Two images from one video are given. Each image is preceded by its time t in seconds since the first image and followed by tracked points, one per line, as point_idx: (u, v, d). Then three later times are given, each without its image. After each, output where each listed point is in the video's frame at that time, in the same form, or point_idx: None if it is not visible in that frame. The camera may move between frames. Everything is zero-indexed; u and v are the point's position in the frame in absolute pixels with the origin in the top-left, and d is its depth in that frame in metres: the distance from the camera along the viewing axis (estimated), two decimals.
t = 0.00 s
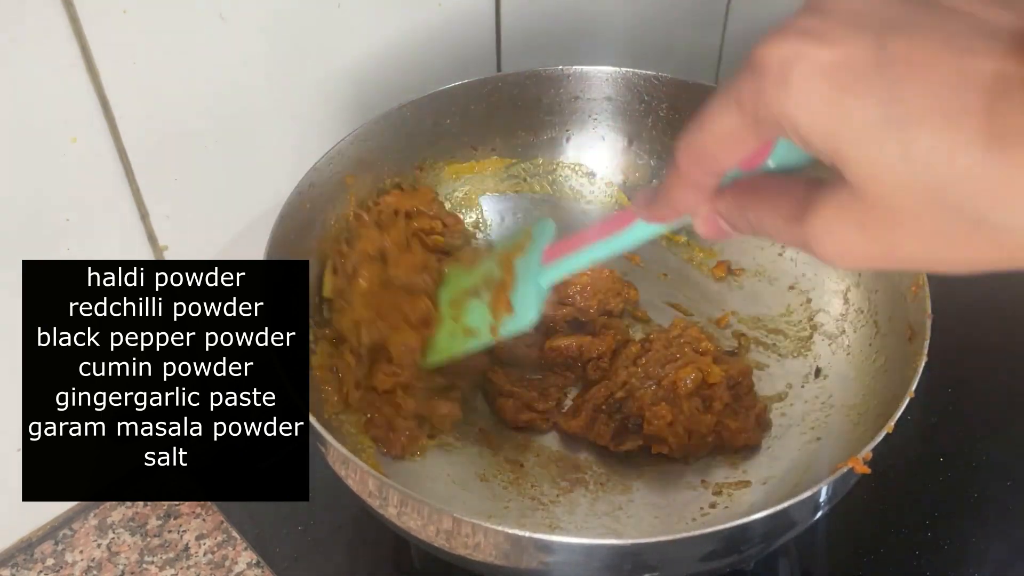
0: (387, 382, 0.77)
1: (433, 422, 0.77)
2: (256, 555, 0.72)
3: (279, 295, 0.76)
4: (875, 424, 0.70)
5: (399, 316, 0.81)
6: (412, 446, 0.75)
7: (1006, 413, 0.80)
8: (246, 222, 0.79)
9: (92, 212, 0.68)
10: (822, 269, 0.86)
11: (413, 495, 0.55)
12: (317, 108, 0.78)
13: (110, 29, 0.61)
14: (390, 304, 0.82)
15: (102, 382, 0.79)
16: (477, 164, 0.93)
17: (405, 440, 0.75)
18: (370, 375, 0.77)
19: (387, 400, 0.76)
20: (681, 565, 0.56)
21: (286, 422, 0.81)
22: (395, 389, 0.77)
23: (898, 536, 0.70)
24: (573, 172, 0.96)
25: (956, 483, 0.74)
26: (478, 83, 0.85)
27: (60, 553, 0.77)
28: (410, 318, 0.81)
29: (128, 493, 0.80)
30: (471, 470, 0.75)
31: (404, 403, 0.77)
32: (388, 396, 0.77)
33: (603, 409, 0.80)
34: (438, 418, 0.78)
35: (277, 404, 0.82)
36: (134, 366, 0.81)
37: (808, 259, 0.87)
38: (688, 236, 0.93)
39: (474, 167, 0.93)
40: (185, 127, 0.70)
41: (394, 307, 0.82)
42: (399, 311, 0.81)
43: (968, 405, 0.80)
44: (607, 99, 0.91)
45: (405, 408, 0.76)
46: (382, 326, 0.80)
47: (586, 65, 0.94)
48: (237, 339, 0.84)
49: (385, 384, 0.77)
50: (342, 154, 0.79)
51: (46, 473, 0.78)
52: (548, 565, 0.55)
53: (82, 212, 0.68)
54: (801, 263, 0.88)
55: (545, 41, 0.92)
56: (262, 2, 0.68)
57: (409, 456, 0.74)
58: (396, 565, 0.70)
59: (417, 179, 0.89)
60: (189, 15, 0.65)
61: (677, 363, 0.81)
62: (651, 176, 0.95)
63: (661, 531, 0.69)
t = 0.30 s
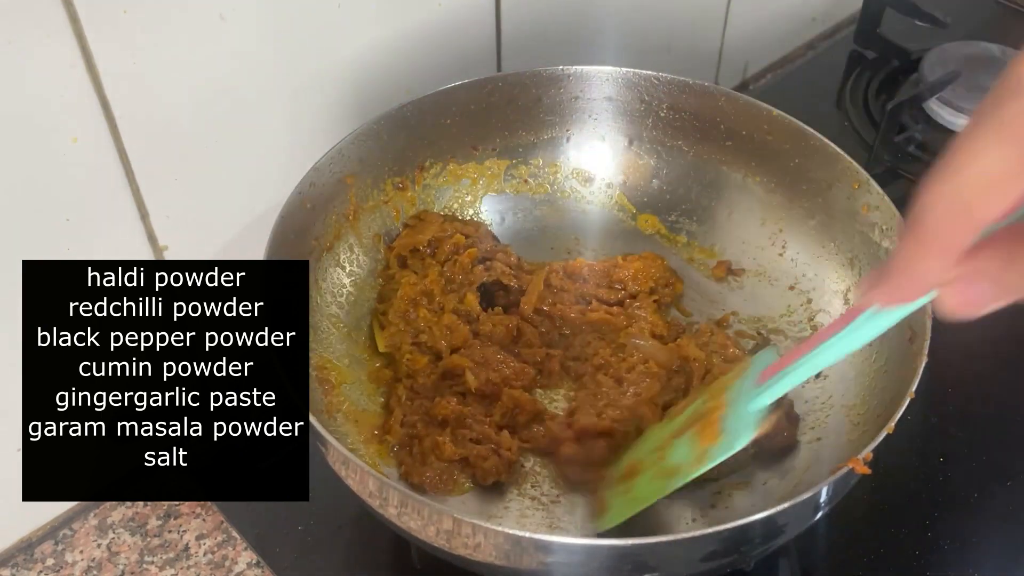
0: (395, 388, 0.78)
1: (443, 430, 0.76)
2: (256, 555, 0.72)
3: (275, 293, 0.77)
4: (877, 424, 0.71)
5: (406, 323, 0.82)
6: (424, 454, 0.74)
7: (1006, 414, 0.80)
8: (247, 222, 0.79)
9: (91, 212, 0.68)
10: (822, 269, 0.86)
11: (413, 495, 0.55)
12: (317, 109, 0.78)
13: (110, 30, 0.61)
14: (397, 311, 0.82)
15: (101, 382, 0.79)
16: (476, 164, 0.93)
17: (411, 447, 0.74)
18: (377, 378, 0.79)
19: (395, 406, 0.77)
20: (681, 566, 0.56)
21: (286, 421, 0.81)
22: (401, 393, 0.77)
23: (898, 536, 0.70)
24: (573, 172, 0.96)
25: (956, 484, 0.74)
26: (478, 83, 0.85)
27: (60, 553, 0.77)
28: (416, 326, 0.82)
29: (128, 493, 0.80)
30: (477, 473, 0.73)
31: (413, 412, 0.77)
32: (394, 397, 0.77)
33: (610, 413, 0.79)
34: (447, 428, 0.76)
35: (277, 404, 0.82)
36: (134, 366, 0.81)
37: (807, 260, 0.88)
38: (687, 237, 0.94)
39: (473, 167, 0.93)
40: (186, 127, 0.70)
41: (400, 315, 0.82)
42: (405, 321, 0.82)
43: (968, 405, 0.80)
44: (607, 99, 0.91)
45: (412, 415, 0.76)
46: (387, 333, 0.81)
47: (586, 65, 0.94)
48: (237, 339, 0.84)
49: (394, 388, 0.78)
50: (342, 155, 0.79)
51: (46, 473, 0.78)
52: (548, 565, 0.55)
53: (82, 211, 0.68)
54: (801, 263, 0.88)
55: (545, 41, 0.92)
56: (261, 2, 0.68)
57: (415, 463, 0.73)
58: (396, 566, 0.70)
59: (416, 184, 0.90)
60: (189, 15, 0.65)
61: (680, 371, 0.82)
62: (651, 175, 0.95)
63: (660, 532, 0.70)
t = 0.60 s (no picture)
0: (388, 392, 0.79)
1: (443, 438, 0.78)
2: (257, 555, 0.72)
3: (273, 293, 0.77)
4: (876, 423, 0.71)
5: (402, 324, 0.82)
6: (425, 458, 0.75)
7: (1006, 414, 0.80)
8: (247, 222, 0.80)
9: (92, 213, 0.68)
10: (822, 269, 0.87)
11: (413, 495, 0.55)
12: (317, 110, 0.79)
13: (111, 30, 0.62)
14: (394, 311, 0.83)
15: (102, 382, 0.79)
16: (476, 164, 0.93)
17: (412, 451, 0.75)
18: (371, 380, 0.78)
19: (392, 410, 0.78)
20: (681, 566, 0.56)
21: (286, 421, 0.81)
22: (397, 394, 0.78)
23: (899, 536, 0.70)
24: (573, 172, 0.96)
25: (957, 484, 0.74)
26: (478, 83, 0.85)
27: (60, 553, 0.77)
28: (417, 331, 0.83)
29: (128, 493, 0.80)
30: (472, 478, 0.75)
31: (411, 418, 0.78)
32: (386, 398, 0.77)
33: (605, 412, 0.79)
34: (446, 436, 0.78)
35: (277, 404, 0.82)
36: (134, 367, 0.81)
37: (807, 260, 0.88)
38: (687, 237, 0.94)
39: (473, 167, 0.93)
40: (186, 127, 0.70)
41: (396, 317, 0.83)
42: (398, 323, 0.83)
43: (968, 405, 0.80)
44: (607, 99, 0.91)
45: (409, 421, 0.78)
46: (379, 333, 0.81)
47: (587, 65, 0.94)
48: (237, 339, 0.83)
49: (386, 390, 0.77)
50: (341, 155, 0.79)
51: (46, 473, 0.78)
52: (548, 565, 0.55)
53: (83, 212, 0.68)
54: (801, 263, 0.88)
55: (546, 41, 0.92)
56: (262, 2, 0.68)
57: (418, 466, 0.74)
58: (395, 566, 0.70)
59: (416, 184, 0.90)
60: (189, 15, 0.65)
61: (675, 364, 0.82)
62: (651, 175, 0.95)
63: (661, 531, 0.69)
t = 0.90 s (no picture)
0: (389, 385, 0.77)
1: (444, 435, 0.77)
2: (256, 555, 0.72)
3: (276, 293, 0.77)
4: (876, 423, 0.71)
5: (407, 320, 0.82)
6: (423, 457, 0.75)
7: (1006, 414, 0.80)
8: (248, 222, 0.79)
9: (92, 212, 0.68)
10: (822, 270, 0.87)
11: (413, 495, 0.55)
12: (318, 110, 0.79)
13: (111, 30, 0.62)
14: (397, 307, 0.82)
15: (101, 382, 0.79)
16: (476, 165, 0.92)
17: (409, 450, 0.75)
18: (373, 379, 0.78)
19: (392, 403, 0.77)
20: (681, 565, 0.56)
21: (286, 422, 0.81)
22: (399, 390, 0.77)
23: (899, 537, 0.70)
24: (573, 172, 0.96)
25: (956, 484, 0.74)
26: (477, 83, 0.85)
27: (60, 553, 0.77)
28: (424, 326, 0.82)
29: (128, 493, 0.80)
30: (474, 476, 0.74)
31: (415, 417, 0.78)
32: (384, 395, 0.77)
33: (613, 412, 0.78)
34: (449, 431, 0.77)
35: (277, 404, 0.82)
36: (134, 366, 0.81)
37: (808, 260, 0.88)
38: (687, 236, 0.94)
39: (473, 168, 0.92)
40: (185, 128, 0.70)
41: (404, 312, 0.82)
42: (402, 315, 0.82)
43: (968, 404, 0.80)
44: (607, 99, 0.91)
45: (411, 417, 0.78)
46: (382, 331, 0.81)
47: (587, 65, 0.94)
48: (237, 339, 0.84)
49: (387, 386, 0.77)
50: (341, 156, 0.79)
51: (45, 473, 0.78)
52: (548, 564, 0.55)
53: (82, 211, 0.68)
54: (801, 263, 0.88)
55: (546, 41, 0.92)
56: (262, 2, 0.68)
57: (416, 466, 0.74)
58: (396, 566, 0.70)
59: (417, 184, 0.90)
60: (188, 15, 0.65)
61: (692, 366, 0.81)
62: (651, 175, 0.95)
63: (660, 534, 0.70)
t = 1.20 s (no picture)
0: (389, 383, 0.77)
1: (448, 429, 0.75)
2: (256, 555, 0.72)
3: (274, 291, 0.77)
4: (876, 422, 0.71)
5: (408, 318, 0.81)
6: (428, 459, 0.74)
7: (1006, 414, 0.80)
8: (247, 222, 0.79)
9: (92, 212, 0.68)
10: (823, 270, 0.87)
11: (413, 495, 0.55)
12: (318, 110, 0.79)
13: (113, 31, 0.62)
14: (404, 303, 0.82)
15: (102, 382, 0.79)
16: (476, 165, 0.93)
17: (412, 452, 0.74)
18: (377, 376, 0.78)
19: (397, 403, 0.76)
20: (681, 566, 0.56)
21: (286, 421, 0.81)
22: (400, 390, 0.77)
23: (899, 537, 0.70)
24: (573, 172, 0.96)
25: (956, 484, 0.74)
26: (477, 83, 0.84)
27: (60, 553, 0.77)
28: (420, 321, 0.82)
29: (128, 493, 0.80)
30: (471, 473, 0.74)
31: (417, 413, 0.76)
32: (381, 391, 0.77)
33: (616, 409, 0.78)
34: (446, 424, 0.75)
35: (277, 404, 0.82)
36: (134, 366, 0.81)
37: (808, 261, 0.88)
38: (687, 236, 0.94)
39: (473, 168, 0.93)
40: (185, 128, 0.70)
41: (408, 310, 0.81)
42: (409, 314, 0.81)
43: (968, 404, 0.80)
44: (607, 99, 0.91)
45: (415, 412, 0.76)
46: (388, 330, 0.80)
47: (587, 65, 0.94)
48: (237, 339, 0.84)
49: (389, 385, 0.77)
50: (341, 156, 0.79)
51: (45, 473, 0.78)
52: (548, 565, 0.55)
53: (83, 211, 0.68)
54: (801, 263, 0.89)
55: (546, 41, 0.92)
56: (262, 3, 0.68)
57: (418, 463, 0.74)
58: (395, 566, 0.70)
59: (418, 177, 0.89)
60: (188, 15, 0.65)
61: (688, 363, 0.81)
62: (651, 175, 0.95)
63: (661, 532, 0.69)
